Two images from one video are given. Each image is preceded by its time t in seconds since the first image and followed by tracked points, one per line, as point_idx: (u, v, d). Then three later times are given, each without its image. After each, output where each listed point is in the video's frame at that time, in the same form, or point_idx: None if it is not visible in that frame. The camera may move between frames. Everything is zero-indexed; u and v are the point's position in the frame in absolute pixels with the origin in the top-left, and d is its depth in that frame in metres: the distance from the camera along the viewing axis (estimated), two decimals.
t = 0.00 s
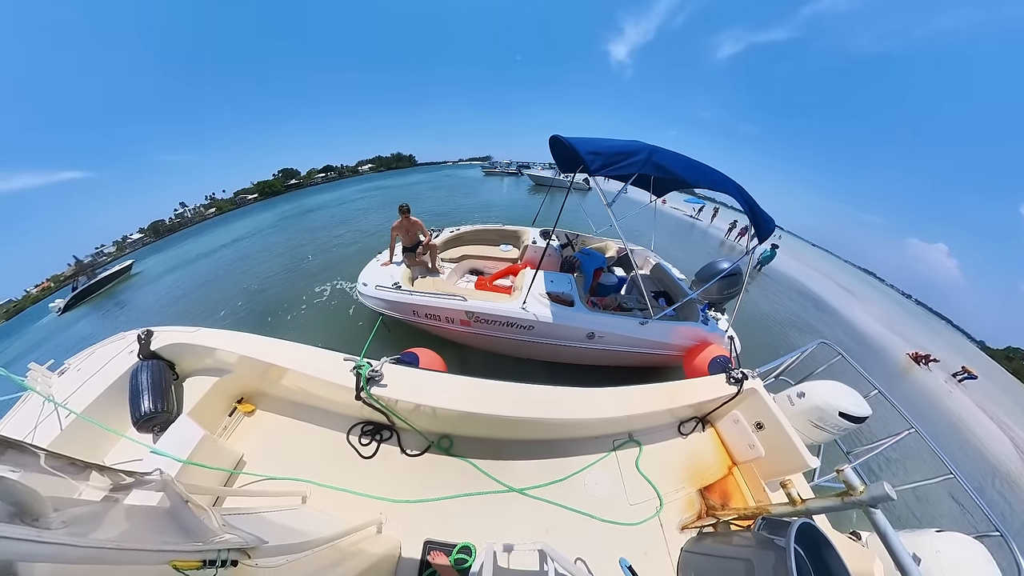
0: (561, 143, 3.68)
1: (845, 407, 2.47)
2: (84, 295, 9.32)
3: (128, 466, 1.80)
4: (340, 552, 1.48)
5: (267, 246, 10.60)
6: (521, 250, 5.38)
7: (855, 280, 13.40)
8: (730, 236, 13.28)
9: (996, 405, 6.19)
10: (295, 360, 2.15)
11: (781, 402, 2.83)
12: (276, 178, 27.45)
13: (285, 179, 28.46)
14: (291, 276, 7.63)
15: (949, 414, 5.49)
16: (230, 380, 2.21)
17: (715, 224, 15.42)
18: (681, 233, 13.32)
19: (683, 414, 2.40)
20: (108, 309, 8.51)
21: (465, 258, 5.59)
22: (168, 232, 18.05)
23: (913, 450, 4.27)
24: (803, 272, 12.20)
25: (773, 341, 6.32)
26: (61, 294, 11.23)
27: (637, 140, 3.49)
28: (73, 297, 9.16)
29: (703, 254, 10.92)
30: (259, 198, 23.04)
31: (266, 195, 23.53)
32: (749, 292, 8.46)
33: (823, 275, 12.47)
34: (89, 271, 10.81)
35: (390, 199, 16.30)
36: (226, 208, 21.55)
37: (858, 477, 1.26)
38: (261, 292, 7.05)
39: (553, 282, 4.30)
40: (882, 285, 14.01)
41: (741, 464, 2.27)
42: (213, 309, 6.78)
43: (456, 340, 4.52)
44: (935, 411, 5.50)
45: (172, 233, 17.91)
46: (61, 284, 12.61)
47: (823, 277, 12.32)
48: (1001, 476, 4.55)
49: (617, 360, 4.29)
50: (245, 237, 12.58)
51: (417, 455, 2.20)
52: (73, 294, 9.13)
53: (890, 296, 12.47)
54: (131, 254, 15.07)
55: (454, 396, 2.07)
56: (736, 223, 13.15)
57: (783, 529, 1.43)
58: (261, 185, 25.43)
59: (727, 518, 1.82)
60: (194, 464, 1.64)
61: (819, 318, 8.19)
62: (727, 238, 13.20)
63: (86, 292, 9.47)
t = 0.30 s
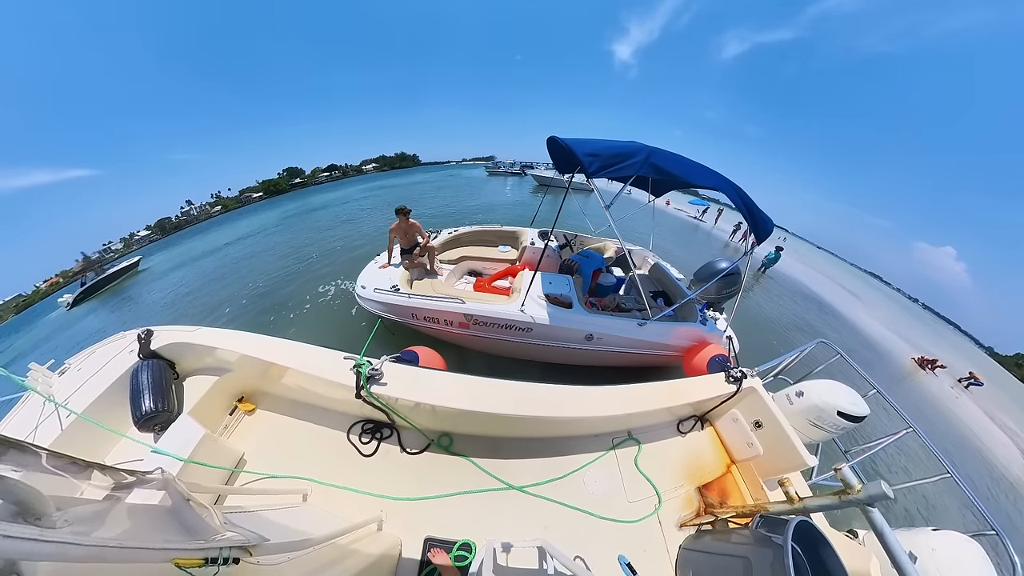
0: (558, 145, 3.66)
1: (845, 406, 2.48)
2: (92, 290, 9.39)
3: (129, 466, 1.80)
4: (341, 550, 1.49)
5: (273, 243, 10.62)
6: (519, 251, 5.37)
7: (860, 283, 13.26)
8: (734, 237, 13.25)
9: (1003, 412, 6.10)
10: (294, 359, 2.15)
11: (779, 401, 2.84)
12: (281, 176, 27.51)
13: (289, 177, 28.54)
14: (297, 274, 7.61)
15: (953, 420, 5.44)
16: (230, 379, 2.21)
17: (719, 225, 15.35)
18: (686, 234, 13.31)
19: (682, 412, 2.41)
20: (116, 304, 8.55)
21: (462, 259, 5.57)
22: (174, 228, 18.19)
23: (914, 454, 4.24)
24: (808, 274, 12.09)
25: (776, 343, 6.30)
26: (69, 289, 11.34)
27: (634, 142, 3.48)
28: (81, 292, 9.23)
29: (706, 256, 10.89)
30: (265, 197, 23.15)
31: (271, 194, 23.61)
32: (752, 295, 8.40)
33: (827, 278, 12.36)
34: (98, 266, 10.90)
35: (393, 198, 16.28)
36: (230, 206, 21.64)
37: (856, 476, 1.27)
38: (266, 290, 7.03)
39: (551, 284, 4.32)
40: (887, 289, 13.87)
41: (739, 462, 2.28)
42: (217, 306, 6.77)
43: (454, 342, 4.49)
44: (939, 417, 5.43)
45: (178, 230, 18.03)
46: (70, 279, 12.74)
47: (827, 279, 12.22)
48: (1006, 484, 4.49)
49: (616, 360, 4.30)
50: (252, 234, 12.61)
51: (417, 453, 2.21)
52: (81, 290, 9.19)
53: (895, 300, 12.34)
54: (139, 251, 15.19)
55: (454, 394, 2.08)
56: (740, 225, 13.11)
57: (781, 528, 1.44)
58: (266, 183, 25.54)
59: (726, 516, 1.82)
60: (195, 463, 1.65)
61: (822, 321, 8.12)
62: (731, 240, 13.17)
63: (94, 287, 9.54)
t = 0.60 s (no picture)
0: (556, 145, 3.64)
1: (845, 406, 2.48)
2: (99, 285, 9.47)
3: (129, 466, 1.80)
4: (341, 551, 1.49)
5: (277, 241, 10.66)
6: (518, 252, 5.37)
7: (866, 286, 13.14)
8: (739, 241, 13.19)
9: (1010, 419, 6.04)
10: (294, 359, 2.15)
11: (779, 400, 2.84)
12: (286, 176, 27.64)
13: (293, 176, 28.67)
14: (301, 273, 7.59)
15: (959, 426, 5.40)
16: (230, 379, 2.21)
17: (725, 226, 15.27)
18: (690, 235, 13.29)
19: (682, 412, 2.41)
20: (123, 300, 8.62)
21: (460, 260, 5.58)
22: (181, 227, 18.36)
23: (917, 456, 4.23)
24: (813, 276, 12.02)
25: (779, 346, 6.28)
26: (76, 284, 11.44)
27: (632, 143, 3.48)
28: (89, 288, 9.31)
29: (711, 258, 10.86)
30: (269, 195, 23.27)
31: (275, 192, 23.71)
32: (756, 297, 8.36)
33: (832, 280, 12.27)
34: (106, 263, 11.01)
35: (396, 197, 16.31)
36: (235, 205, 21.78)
37: (856, 476, 1.27)
38: (270, 289, 7.01)
39: (550, 285, 4.32)
40: (894, 292, 13.77)
41: (739, 462, 2.29)
42: (220, 304, 6.78)
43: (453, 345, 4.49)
44: (945, 423, 5.39)
45: (184, 227, 18.19)
46: (77, 276, 12.88)
47: (832, 281, 12.14)
48: (1011, 492, 4.46)
49: (615, 361, 4.30)
50: (256, 232, 12.66)
51: (417, 453, 2.22)
52: (89, 285, 9.27)
53: (901, 303, 12.21)
54: (146, 248, 15.35)
55: (453, 394, 2.08)
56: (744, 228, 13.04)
57: (780, 527, 1.44)
58: (271, 182, 25.71)
59: (726, 515, 1.83)
60: (195, 463, 1.65)
61: (826, 325, 8.09)
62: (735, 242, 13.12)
63: (101, 283, 9.61)
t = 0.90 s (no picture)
0: (553, 144, 3.59)
1: (845, 406, 2.49)
2: (106, 282, 9.58)
3: (129, 466, 1.80)
4: (341, 551, 1.48)
5: (281, 239, 10.71)
6: (516, 252, 5.35)
7: (872, 290, 13.03)
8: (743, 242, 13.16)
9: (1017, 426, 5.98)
10: (294, 359, 2.15)
11: (780, 402, 2.83)
12: (290, 175, 27.78)
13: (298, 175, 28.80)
14: (305, 272, 7.59)
15: (966, 433, 5.35)
16: (231, 379, 2.21)
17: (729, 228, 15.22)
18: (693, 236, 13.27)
19: (683, 413, 2.40)
20: (129, 296, 8.68)
21: (458, 261, 5.59)
22: (186, 225, 18.54)
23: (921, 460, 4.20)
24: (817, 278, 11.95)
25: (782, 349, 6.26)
26: (83, 281, 11.60)
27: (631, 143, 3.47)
28: (95, 284, 9.42)
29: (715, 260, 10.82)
30: (273, 193, 23.41)
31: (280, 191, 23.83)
32: (760, 300, 8.34)
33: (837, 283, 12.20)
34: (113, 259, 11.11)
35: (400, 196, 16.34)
36: (240, 203, 21.92)
37: (856, 477, 1.27)
38: (274, 287, 7.01)
39: (548, 286, 4.33)
40: (900, 295, 13.67)
41: (740, 463, 2.28)
42: (223, 302, 6.81)
43: (452, 346, 4.49)
44: (950, 429, 5.35)
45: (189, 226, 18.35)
46: (84, 273, 13.05)
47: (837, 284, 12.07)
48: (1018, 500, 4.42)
49: (614, 362, 4.30)
50: (262, 230, 12.72)
51: (417, 454, 2.21)
52: (96, 281, 9.37)
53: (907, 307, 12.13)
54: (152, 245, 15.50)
55: (453, 395, 2.07)
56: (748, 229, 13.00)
57: (782, 528, 1.43)
58: (276, 180, 25.89)
59: (726, 516, 1.82)
60: (195, 463, 1.65)
61: (831, 329, 8.05)
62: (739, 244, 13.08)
63: (107, 279, 9.72)
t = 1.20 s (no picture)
0: (550, 142, 3.62)
1: (844, 406, 2.50)
2: (112, 278, 9.70)
3: (127, 467, 1.79)
4: (342, 553, 1.47)
5: (284, 238, 10.76)
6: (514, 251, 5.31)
7: (878, 293, 12.94)
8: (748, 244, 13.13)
9: None
10: (294, 360, 2.14)
11: (782, 405, 2.81)
12: (294, 174, 27.89)
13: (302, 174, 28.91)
14: (308, 270, 7.60)
15: (973, 438, 5.30)
16: (230, 380, 2.21)
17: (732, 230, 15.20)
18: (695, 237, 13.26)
19: (683, 414, 2.40)
20: (135, 293, 8.77)
21: (456, 261, 5.60)
22: (192, 223, 18.74)
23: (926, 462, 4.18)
24: (821, 282, 11.89)
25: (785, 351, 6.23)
26: (90, 278, 11.74)
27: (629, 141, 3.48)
28: (101, 280, 9.52)
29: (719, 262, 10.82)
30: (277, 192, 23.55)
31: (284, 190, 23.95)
32: (764, 302, 8.30)
33: (842, 287, 12.13)
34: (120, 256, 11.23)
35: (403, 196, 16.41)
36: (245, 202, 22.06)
37: (858, 477, 1.26)
38: (278, 285, 7.02)
39: (547, 286, 4.33)
40: (906, 299, 13.57)
41: (741, 464, 2.27)
42: (226, 300, 6.83)
43: (451, 347, 4.48)
44: (956, 434, 5.31)
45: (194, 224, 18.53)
46: (91, 270, 13.21)
47: (841, 287, 12.00)
48: None
49: (612, 362, 4.29)
50: (266, 228, 12.81)
51: (417, 455, 2.20)
52: (103, 277, 9.50)
53: (912, 311, 12.05)
54: (158, 242, 15.65)
55: (453, 396, 2.07)
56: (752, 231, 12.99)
57: (783, 530, 1.42)
58: (280, 180, 26.04)
59: (728, 518, 1.81)
60: (193, 465, 1.64)
61: (835, 332, 8.02)
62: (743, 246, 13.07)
63: (114, 275, 9.86)
